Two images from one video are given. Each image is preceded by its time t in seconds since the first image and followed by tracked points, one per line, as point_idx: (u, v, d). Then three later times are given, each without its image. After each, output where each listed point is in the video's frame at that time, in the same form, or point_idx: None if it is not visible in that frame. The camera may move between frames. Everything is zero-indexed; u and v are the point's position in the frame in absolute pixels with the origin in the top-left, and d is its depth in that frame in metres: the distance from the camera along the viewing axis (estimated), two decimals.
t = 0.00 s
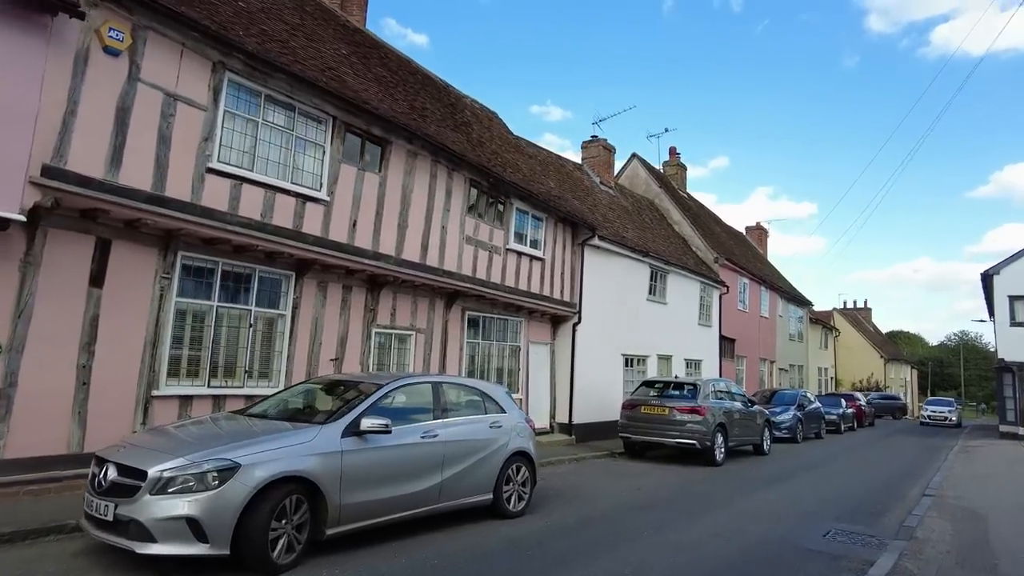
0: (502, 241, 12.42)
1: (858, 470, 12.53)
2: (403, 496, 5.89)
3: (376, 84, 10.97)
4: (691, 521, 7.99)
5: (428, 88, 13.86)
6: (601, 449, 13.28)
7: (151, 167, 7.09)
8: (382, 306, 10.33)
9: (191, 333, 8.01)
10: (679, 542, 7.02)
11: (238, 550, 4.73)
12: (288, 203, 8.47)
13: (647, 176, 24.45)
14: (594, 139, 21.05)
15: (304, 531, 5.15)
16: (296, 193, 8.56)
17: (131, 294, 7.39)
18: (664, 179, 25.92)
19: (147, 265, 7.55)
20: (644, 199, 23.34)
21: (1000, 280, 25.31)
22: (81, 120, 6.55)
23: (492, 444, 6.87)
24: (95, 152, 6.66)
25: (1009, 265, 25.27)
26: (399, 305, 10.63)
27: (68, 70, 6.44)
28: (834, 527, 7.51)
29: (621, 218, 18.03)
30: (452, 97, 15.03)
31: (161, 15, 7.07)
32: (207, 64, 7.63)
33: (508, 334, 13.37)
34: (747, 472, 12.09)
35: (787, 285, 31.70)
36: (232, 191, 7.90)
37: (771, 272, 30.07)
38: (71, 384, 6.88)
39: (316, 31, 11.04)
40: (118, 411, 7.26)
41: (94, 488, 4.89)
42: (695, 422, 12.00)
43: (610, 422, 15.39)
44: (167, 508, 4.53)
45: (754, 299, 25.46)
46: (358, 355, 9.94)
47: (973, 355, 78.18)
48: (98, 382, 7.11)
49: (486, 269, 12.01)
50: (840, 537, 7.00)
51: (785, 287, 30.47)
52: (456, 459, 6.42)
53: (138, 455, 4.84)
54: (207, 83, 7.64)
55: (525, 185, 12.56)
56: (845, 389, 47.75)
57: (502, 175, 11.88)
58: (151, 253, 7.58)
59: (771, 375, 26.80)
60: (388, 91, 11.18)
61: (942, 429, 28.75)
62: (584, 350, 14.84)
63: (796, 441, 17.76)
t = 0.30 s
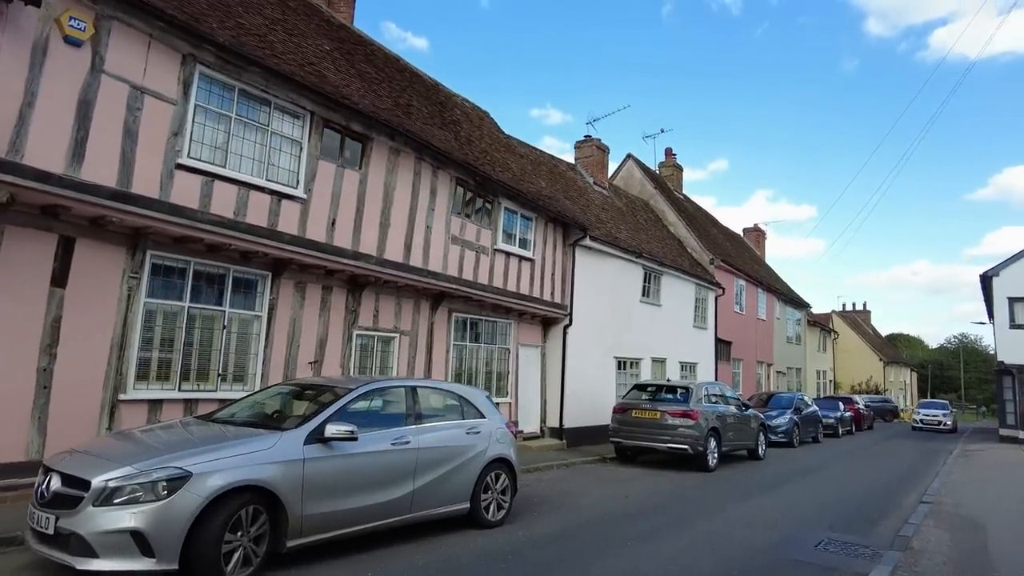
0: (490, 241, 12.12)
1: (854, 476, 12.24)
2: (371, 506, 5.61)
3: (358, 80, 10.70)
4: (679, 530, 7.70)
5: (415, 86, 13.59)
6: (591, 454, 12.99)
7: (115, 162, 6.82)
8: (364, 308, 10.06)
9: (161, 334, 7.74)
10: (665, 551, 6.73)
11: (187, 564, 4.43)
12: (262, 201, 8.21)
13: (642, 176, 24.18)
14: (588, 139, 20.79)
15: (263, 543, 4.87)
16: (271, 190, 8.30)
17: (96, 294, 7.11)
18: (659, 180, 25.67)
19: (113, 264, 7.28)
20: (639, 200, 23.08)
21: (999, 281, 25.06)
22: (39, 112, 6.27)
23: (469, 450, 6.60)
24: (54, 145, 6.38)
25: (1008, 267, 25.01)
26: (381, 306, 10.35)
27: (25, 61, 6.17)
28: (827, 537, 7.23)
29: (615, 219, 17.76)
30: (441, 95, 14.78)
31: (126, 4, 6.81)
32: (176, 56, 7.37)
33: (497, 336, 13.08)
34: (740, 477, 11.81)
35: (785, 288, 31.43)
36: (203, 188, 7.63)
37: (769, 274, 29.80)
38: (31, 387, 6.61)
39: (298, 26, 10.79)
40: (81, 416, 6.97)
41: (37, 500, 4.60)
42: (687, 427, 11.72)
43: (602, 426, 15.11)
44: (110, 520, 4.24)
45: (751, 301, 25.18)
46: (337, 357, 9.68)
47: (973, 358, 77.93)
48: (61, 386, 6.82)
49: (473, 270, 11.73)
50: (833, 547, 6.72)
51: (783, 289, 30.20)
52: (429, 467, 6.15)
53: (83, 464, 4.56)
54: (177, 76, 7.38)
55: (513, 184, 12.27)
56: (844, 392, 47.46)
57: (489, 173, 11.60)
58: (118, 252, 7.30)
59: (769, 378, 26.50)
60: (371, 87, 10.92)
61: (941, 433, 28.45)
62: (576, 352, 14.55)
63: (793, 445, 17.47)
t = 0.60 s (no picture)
0: (479, 242, 11.84)
1: (851, 482, 11.97)
2: (340, 517, 5.34)
3: (343, 78, 10.47)
4: (668, 540, 7.43)
5: (403, 85, 13.36)
6: (583, 460, 12.71)
7: (80, 158, 6.57)
8: (346, 310, 9.81)
9: (132, 337, 7.48)
10: (652, 562, 6.45)
11: None
12: (238, 199, 7.97)
13: (638, 179, 23.94)
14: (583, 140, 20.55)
15: (221, 555, 4.60)
16: (248, 189, 8.06)
17: (61, 295, 6.85)
18: (655, 182, 25.44)
19: (81, 264, 7.02)
20: (635, 203, 22.84)
21: (999, 284, 24.81)
22: None
23: (446, 458, 6.33)
24: (14, 140, 6.13)
25: (1009, 269, 24.76)
26: (365, 309, 10.10)
27: None
28: (820, 547, 6.96)
29: (609, 221, 17.51)
30: (431, 95, 14.55)
31: None
32: (147, 50, 7.13)
33: (487, 339, 12.81)
34: (735, 484, 11.53)
35: (784, 291, 31.18)
36: (175, 185, 7.38)
37: (767, 277, 29.55)
38: None
39: (281, 22, 10.57)
40: (46, 422, 6.71)
41: None
42: (680, 432, 11.45)
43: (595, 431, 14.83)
44: (51, 534, 3.96)
45: (749, 305, 24.91)
46: (318, 361, 9.43)
47: (974, 362, 77.65)
48: (23, 391, 6.56)
49: (462, 272, 11.45)
50: (826, 559, 6.44)
51: (781, 293, 29.94)
52: (403, 475, 5.88)
53: (27, 474, 4.29)
54: (147, 70, 7.14)
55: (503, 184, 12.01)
56: (844, 396, 47.16)
57: (477, 173, 11.35)
58: (86, 251, 7.05)
59: (766, 382, 26.22)
60: (356, 85, 10.69)
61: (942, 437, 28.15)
62: (568, 356, 14.28)
63: (790, 450, 17.19)
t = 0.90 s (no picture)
0: (467, 241, 11.54)
1: (847, 488, 11.65)
2: (303, 525, 5.05)
3: (325, 72, 10.21)
4: (655, 548, 7.14)
5: (391, 81, 13.09)
6: (574, 464, 12.41)
7: (41, 148, 6.29)
8: (327, 310, 9.54)
9: (98, 336, 7.19)
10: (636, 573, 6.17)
11: None
12: (211, 193, 7.70)
13: (634, 180, 23.67)
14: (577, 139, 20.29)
15: (170, 566, 4.31)
16: (221, 183, 7.79)
17: (21, 292, 6.55)
18: (651, 183, 25.18)
19: (43, 260, 6.74)
20: (631, 204, 22.56)
21: (998, 286, 24.54)
22: None
23: (421, 463, 6.04)
24: None
25: (1009, 271, 24.50)
26: (347, 308, 9.82)
27: None
28: (813, 557, 6.67)
29: (603, 221, 17.23)
30: (420, 92, 14.29)
31: None
32: (113, 37, 6.86)
33: (476, 341, 12.51)
34: (729, 489, 11.23)
35: (782, 293, 30.89)
36: (144, 179, 7.09)
37: (765, 280, 29.28)
38: None
39: (262, 15, 10.31)
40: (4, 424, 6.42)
41: None
42: (672, 436, 11.15)
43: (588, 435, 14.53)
44: None
45: (746, 307, 24.62)
46: (297, 362, 9.16)
47: (973, 366, 77.38)
48: None
49: (449, 271, 11.16)
50: (818, 569, 6.16)
51: (779, 295, 29.65)
52: (372, 482, 5.59)
53: None
54: (113, 58, 6.87)
55: (491, 181, 11.72)
56: (843, 400, 46.84)
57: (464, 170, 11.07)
58: (48, 246, 6.77)
59: (764, 386, 25.92)
60: (339, 79, 10.43)
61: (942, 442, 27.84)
62: (560, 358, 13.98)
63: (787, 455, 16.89)
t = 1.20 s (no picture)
0: (448, 237, 11.28)
1: (836, 489, 11.43)
2: (256, 530, 4.80)
3: (302, 63, 9.95)
4: (634, 551, 6.91)
5: (373, 74, 12.82)
6: (560, 465, 12.15)
7: None
8: (301, 307, 9.28)
9: (56, 332, 6.91)
10: None
11: None
12: (176, 185, 7.42)
13: (625, 178, 23.44)
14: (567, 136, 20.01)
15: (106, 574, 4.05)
16: (187, 174, 7.51)
17: None
18: (643, 181, 24.93)
19: None
20: (622, 201, 22.31)
21: (992, 284, 24.37)
22: None
23: (385, 464, 5.79)
24: None
25: (1003, 269, 24.31)
26: (322, 305, 9.56)
27: None
28: (796, 561, 6.44)
29: (592, 218, 16.98)
30: (403, 85, 14.02)
31: None
32: (70, 21, 6.59)
33: (459, 339, 12.23)
34: (716, 490, 11.00)
35: (775, 293, 30.71)
36: (104, 169, 6.79)
37: (758, 279, 29.08)
38: None
39: (236, 3, 10.04)
40: None
41: None
42: (657, 436, 10.92)
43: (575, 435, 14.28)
44: None
45: (738, 306, 24.40)
46: (269, 360, 8.89)
47: (968, 366, 77.46)
48: None
49: (430, 268, 10.89)
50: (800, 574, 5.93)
51: (772, 295, 29.45)
52: (332, 483, 5.34)
53: None
54: (71, 43, 6.60)
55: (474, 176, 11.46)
56: (838, 399, 46.71)
57: (445, 164, 10.82)
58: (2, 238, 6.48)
59: (756, 386, 25.72)
60: (316, 70, 10.17)
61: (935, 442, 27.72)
62: (546, 357, 13.73)
63: (778, 455, 16.68)
